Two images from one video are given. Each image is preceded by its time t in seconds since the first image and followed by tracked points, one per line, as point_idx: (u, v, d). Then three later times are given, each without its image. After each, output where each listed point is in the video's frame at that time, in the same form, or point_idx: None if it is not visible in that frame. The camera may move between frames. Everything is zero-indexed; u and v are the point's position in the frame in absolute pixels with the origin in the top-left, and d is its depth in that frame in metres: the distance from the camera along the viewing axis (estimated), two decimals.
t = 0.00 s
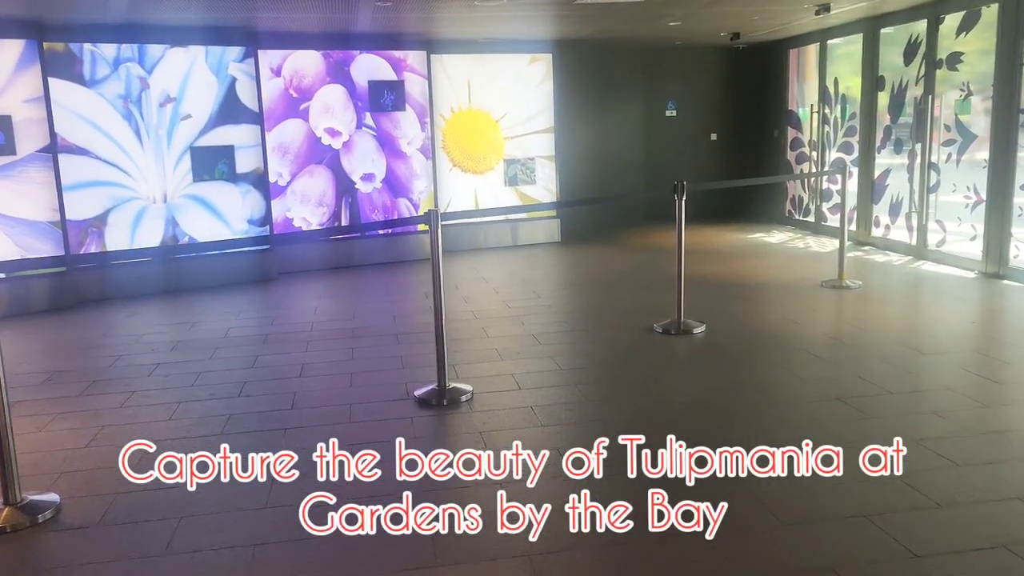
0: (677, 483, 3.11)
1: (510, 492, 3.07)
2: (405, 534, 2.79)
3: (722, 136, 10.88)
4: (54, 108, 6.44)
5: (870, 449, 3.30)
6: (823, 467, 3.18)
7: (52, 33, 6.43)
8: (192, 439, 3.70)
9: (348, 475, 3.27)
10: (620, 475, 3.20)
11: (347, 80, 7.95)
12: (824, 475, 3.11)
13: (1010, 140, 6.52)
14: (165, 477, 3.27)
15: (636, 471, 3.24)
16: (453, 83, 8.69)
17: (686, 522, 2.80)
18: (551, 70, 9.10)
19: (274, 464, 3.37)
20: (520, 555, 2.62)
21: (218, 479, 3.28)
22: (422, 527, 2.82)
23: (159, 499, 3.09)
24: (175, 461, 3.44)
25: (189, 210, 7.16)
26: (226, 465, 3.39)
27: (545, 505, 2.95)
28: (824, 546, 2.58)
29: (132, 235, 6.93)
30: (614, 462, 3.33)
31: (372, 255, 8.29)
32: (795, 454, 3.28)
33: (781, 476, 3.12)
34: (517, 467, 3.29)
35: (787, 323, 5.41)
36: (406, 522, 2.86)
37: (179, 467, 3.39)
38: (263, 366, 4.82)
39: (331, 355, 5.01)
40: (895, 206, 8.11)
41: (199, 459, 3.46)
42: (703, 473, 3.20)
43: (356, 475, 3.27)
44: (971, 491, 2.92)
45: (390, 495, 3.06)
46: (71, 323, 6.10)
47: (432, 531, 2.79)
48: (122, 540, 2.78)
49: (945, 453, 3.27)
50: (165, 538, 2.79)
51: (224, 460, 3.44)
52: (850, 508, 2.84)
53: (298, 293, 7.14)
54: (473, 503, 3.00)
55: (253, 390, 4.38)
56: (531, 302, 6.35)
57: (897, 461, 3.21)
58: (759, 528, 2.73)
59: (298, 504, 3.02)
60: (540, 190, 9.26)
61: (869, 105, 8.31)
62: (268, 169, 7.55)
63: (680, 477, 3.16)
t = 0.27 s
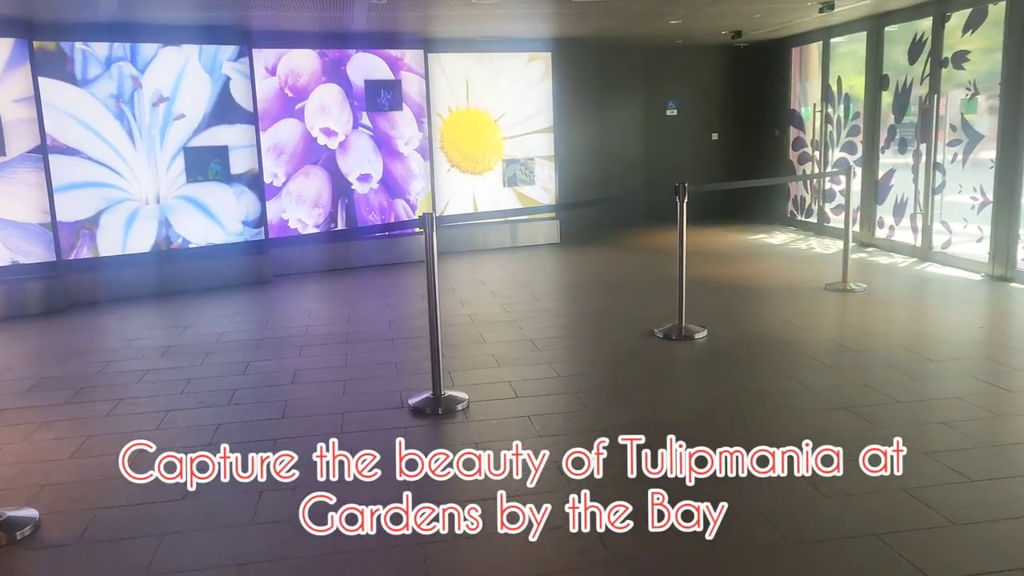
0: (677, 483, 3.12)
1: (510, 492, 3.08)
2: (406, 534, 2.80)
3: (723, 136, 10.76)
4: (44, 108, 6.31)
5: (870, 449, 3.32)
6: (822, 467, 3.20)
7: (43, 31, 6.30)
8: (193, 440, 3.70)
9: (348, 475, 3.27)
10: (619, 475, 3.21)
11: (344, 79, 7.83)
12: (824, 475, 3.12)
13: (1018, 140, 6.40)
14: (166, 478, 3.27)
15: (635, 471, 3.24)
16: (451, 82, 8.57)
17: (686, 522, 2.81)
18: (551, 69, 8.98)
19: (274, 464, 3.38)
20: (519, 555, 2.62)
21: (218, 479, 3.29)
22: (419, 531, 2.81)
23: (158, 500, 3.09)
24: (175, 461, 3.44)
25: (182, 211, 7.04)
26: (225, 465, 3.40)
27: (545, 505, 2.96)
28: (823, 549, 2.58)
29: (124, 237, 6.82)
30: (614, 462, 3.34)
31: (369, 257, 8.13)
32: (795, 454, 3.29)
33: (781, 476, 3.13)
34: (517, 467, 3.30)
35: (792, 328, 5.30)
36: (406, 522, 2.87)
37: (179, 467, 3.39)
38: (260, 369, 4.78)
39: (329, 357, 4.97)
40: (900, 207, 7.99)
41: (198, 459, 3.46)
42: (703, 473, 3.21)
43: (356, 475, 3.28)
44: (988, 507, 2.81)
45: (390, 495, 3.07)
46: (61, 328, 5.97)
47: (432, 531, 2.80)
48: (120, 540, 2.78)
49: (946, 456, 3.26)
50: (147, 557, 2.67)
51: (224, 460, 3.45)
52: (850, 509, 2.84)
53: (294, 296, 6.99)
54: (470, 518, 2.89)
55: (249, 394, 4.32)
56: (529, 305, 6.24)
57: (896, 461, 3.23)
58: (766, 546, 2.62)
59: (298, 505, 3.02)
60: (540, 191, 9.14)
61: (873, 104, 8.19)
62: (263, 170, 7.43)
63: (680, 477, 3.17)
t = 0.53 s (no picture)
0: (677, 483, 3.12)
1: (510, 492, 3.08)
2: (406, 534, 2.80)
3: (723, 135, 10.61)
4: (32, 108, 6.16)
5: (870, 449, 3.32)
6: (822, 467, 3.20)
7: (31, 29, 6.15)
8: (193, 440, 3.70)
9: (348, 475, 3.27)
10: (619, 475, 3.20)
11: (338, 78, 7.70)
12: (824, 475, 3.13)
13: None
14: (166, 477, 3.27)
15: (635, 471, 3.24)
16: (447, 80, 8.44)
17: (686, 522, 2.81)
18: (549, 67, 8.85)
19: (274, 464, 3.37)
20: (518, 555, 2.63)
21: (218, 479, 3.28)
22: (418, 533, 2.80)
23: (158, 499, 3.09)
24: (175, 461, 3.44)
25: (173, 213, 6.90)
26: (225, 465, 3.39)
27: (544, 505, 2.96)
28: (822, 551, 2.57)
29: (114, 240, 6.68)
30: (614, 462, 3.34)
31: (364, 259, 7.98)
32: (795, 454, 3.30)
33: (781, 476, 3.14)
34: (517, 467, 3.30)
35: (796, 332, 5.17)
36: (406, 522, 2.87)
37: (179, 467, 3.39)
38: (258, 370, 4.75)
39: (327, 359, 4.94)
40: (904, 207, 7.86)
41: (199, 460, 3.46)
42: (703, 473, 3.21)
43: (357, 475, 3.27)
44: (1005, 525, 2.68)
45: (390, 495, 3.07)
46: (49, 333, 5.85)
47: (432, 531, 2.81)
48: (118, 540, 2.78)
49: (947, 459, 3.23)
50: None
51: (224, 460, 3.45)
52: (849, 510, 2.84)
53: (289, 300, 6.85)
54: (462, 535, 2.77)
55: (244, 396, 4.27)
56: (525, 309, 6.13)
57: (896, 461, 3.24)
58: (772, 567, 2.50)
59: (298, 505, 3.02)
60: (538, 191, 9.02)
61: (877, 103, 8.05)
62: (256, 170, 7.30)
63: (680, 477, 3.17)
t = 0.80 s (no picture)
0: (677, 483, 3.10)
1: (510, 492, 3.07)
2: (406, 534, 2.79)
3: (723, 135, 10.51)
4: (19, 106, 6.05)
5: (870, 450, 3.30)
6: (822, 467, 3.18)
7: (18, 26, 6.04)
8: (193, 439, 3.68)
9: (348, 475, 3.25)
10: (619, 475, 3.18)
11: (332, 76, 7.59)
12: (824, 475, 3.11)
13: None
14: (166, 477, 3.25)
15: (635, 471, 3.22)
16: (443, 79, 8.33)
17: (686, 522, 2.79)
18: (547, 66, 8.74)
19: (274, 464, 3.35)
20: (518, 555, 2.61)
21: (219, 479, 3.26)
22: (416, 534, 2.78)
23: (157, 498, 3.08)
24: (175, 461, 3.41)
25: (164, 213, 6.79)
26: (226, 465, 3.37)
27: (545, 505, 2.95)
28: (821, 553, 2.55)
29: (103, 240, 6.57)
30: (614, 462, 3.32)
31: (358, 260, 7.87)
32: (795, 454, 3.28)
33: (782, 476, 3.12)
34: (516, 467, 3.28)
35: (797, 336, 5.06)
36: (406, 522, 2.85)
37: (179, 467, 3.37)
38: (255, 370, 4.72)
39: (325, 360, 4.90)
40: (906, 208, 7.74)
41: (199, 459, 3.44)
42: (703, 473, 3.19)
43: (356, 475, 3.26)
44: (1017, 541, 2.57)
45: (389, 495, 3.05)
46: (35, 335, 5.73)
47: (432, 531, 2.79)
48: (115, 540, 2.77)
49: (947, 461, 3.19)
50: None
51: (224, 460, 3.43)
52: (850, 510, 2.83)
53: (282, 302, 6.72)
54: (451, 549, 2.66)
55: (240, 398, 4.23)
56: (520, 311, 6.02)
57: (896, 461, 3.22)
58: None
59: (298, 505, 3.01)
60: (535, 191, 8.91)
61: (878, 103, 7.94)
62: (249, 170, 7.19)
63: (680, 477, 3.15)
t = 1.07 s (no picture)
0: (677, 483, 3.09)
1: (511, 492, 3.06)
2: (405, 533, 2.77)
3: (720, 136, 10.40)
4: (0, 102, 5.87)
5: (870, 449, 3.31)
6: (823, 467, 3.19)
7: None
8: (191, 438, 3.66)
9: (348, 475, 3.23)
10: (619, 475, 3.18)
11: (323, 75, 7.46)
12: (824, 475, 3.12)
13: None
14: (166, 477, 3.23)
15: (636, 471, 3.22)
16: (436, 78, 8.20)
17: (686, 522, 2.79)
18: (541, 65, 8.62)
19: (274, 464, 3.33)
20: (518, 555, 2.61)
21: (219, 479, 3.24)
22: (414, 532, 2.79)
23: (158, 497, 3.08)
24: (175, 461, 3.40)
25: (149, 213, 6.65)
26: (225, 465, 3.35)
27: (545, 505, 2.94)
28: (820, 552, 2.56)
29: (86, 240, 6.41)
30: (614, 462, 3.32)
31: (351, 262, 7.71)
32: (796, 454, 3.29)
33: (782, 476, 3.12)
34: (516, 467, 3.27)
35: (794, 343, 4.94)
36: (406, 522, 2.84)
37: (179, 467, 3.35)
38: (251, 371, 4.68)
39: (322, 361, 4.86)
40: (905, 211, 7.63)
41: (199, 459, 3.42)
42: (703, 473, 3.19)
43: (356, 475, 3.24)
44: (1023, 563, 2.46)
45: (389, 495, 3.04)
46: (14, 338, 5.59)
47: (432, 531, 2.78)
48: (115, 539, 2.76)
49: (939, 463, 3.20)
50: None
51: (224, 460, 3.40)
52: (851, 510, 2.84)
53: (270, 304, 6.58)
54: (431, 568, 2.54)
55: (235, 398, 4.19)
56: (511, 316, 5.88)
57: (897, 460, 3.24)
58: None
59: (298, 504, 2.99)
60: (530, 192, 8.80)
61: (877, 104, 7.82)
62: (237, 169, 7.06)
63: (680, 477, 3.15)
